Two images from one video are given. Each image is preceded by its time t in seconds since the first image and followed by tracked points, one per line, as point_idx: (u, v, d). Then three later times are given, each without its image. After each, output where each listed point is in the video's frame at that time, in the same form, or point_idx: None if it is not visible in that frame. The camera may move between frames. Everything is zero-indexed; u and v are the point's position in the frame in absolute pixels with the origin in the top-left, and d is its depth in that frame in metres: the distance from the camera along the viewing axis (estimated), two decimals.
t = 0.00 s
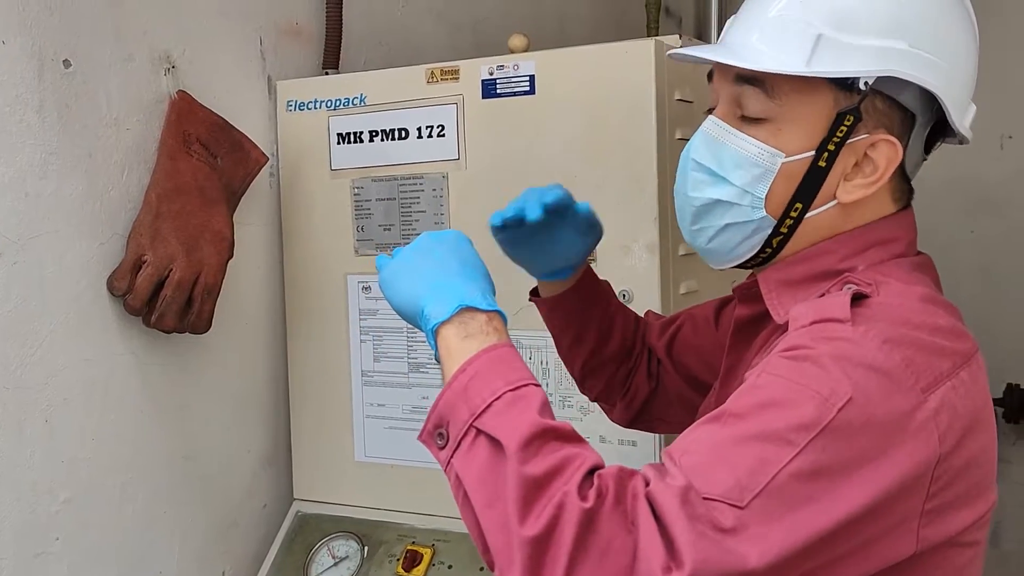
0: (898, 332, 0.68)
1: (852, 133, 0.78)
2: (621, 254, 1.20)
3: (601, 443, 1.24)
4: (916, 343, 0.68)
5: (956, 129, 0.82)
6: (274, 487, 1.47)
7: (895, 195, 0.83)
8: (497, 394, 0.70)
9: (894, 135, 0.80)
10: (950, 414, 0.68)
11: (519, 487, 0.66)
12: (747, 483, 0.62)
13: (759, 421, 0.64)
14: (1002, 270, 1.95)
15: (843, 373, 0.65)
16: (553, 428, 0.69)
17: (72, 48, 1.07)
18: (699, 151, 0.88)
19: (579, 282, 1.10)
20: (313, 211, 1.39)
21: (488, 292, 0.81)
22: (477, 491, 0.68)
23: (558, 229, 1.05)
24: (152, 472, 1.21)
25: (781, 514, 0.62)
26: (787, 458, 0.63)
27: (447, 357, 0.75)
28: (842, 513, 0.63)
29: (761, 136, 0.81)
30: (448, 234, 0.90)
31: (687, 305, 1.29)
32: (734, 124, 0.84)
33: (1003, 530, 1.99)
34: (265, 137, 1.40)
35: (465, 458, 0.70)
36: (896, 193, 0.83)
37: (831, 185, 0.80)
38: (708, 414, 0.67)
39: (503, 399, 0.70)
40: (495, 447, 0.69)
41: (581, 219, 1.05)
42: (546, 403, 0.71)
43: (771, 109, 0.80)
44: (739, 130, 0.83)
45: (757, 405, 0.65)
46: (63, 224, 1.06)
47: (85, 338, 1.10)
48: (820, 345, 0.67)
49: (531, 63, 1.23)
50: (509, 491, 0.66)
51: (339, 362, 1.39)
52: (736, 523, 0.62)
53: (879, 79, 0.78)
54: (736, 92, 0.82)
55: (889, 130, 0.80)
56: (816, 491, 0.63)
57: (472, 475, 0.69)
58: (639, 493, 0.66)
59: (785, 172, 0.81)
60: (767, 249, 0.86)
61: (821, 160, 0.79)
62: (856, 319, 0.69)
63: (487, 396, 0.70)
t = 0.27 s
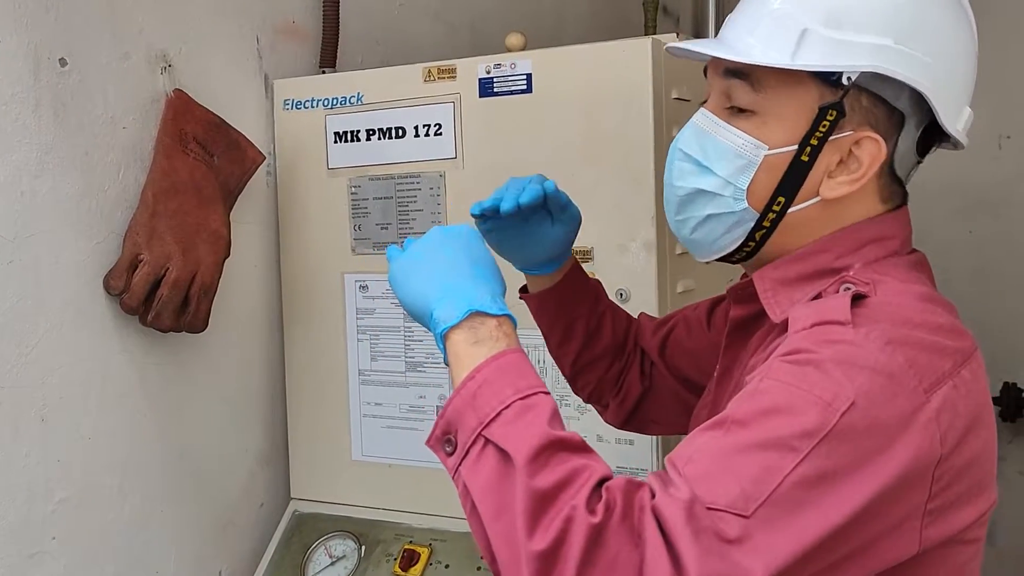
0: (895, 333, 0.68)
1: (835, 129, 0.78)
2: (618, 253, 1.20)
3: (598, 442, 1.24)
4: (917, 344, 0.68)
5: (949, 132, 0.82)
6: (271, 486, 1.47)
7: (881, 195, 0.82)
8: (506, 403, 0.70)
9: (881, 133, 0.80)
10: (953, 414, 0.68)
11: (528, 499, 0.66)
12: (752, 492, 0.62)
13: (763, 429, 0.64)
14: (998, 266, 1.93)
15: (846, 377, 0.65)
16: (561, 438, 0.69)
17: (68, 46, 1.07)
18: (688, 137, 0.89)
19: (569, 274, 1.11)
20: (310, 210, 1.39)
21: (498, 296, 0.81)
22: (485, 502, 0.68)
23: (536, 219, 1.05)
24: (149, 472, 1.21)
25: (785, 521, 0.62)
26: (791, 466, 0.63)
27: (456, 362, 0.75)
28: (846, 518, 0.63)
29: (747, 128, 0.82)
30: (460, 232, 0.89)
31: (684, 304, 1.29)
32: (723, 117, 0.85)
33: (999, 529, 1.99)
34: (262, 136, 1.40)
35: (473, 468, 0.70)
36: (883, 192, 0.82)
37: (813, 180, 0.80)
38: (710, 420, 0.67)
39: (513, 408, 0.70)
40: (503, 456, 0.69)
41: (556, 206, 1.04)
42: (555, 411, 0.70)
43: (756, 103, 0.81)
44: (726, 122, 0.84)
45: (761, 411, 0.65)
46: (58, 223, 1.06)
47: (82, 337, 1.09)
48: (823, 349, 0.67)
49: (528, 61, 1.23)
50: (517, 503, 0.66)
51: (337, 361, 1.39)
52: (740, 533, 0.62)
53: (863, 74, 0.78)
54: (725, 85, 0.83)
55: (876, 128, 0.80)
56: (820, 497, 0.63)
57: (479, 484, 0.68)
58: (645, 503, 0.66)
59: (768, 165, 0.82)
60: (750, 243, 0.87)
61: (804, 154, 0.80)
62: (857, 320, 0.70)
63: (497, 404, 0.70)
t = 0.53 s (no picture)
0: (894, 328, 0.68)
1: (864, 135, 0.78)
2: (616, 249, 1.20)
3: (597, 439, 1.24)
4: (915, 339, 0.68)
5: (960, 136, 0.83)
6: (269, 483, 1.46)
7: (892, 199, 0.83)
8: (512, 406, 0.70)
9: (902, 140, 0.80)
10: (950, 408, 0.68)
11: (534, 503, 0.66)
12: (755, 493, 0.62)
13: (764, 428, 0.64)
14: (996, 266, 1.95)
15: (845, 374, 0.65)
16: (567, 441, 0.68)
17: (64, 42, 1.06)
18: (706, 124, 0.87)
19: (564, 281, 1.12)
20: (307, 207, 1.38)
21: (502, 297, 0.80)
22: (490, 505, 0.68)
23: (521, 232, 1.08)
24: (146, 469, 1.21)
25: (790, 521, 0.62)
26: (794, 465, 0.62)
27: (461, 365, 0.75)
28: (849, 515, 0.63)
29: (772, 127, 0.81)
30: (466, 233, 0.88)
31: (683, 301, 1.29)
32: (746, 114, 0.83)
33: (997, 525, 1.99)
34: (259, 132, 1.40)
35: (478, 471, 0.70)
36: (894, 197, 0.83)
37: (836, 183, 0.80)
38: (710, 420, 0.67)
39: (517, 411, 0.69)
40: (508, 460, 0.69)
41: (539, 218, 1.07)
42: (560, 414, 0.70)
43: (785, 104, 0.80)
44: (748, 118, 0.83)
45: (761, 411, 0.65)
46: (55, 219, 1.06)
47: (78, 334, 1.09)
48: (822, 347, 0.67)
49: (525, 57, 1.22)
50: (523, 507, 0.66)
51: (334, 358, 1.39)
52: (744, 533, 0.62)
53: (895, 82, 0.78)
54: (749, 82, 0.81)
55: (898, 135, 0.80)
56: (823, 496, 0.63)
57: (484, 488, 0.68)
58: (651, 506, 0.66)
59: (792, 166, 0.81)
60: (762, 240, 0.87)
61: (830, 158, 0.79)
62: (855, 317, 0.69)
63: (501, 407, 0.70)
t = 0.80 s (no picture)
0: (892, 321, 0.68)
1: (868, 130, 0.78)
2: (614, 243, 1.20)
3: (594, 433, 1.24)
4: (914, 333, 0.68)
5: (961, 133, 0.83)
6: (266, 478, 1.46)
7: (892, 193, 0.83)
8: (516, 407, 0.69)
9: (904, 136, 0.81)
10: (949, 402, 0.68)
11: (541, 505, 0.65)
12: (761, 492, 0.62)
13: (767, 427, 0.64)
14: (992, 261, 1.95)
15: (848, 371, 0.65)
16: (572, 442, 0.68)
17: (60, 36, 1.06)
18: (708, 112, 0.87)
19: (549, 291, 1.12)
20: (305, 202, 1.38)
21: (502, 297, 0.80)
22: (497, 507, 0.67)
23: (498, 251, 1.08)
24: (144, 463, 1.21)
25: (795, 519, 0.63)
26: (798, 463, 0.63)
27: (462, 366, 0.74)
28: (852, 512, 0.63)
29: (776, 119, 0.81)
30: (463, 234, 0.88)
31: (680, 295, 1.29)
32: (750, 105, 0.83)
33: (993, 519, 2.00)
34: (256, 127, 1.39)
35: (482, 473, 0.69)
36: (894, 191, 0.83)
37: (837, 177, 0.80)
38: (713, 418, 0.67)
39: (522, 412, 0.69)
40: (513, 461, 0.68)
41: (512, 238, 1.06)
42: (565, 414, 0.70)
43: (792, 96, 0.79)
44: (752, 109, 0.83)
45: (764, 408, 0.65)
46: (52, 214, 1.06)
47: (75, 329, 1.09)
48: (823, 343, 0.67)
49: (523, 51, 1.22)
50: (529, 509, 0.66)
51: (332, 353, 1.39)
52: (750, 532, 0.62)
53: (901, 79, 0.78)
54: (755, 74, 0.81)
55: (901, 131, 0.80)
56: (827, 493, 0.63)
57: (489, 490, 0.68)
58: (656, 505, 0.66)
59: (796, 160, 0.81)
60: (761, 231, 0.87)
61: (832, 154, 0.79)
62: (854, 312, 0.70)
63: (506, 409, 0.69)
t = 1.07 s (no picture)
0: (884, 315, 0.69)
1: (855, 123, 0.79)
2: (611, 239, 1.20)
3: (591, 429, 1.25)
4: (905, 327, 0.68)
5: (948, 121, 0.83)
6: (264, 474, 1.46)
7: (883, 184, 0.83)
8: (507, 407, 0.69)
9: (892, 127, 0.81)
10: (941, 396, 0.68)
11: (533, 503, 0.65)
12: (752, 487, 0.63)
13: (757, 422, 0.64)
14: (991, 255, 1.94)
15: (839, 365, 0.65)
16: (563, 440, 0.68)
17: (57, 32, 1.06)
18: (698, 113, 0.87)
19: (547, 294, 1.12)
20: (301, 199, 1.38)
21: (493, 296, 0.80)
22: (489, 507, 0.67)
23: (494, 256, 1.09)
24: (141, 460, 1.21)
25: (786, 514, 0.63)
26: (789, 458, 0.63)
27: (454, 366, 0.74)
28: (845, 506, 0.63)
29: (762, 117, 0.81)
30: (454, 234, 0.87)
31: (677, 290, 1.29)
32: (736, 103, 0.83)
33: (990, 516, 2.00)
34: (253, 123, 1.39)
35: (474, 473, 0.69)
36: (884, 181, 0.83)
37: (826, 171, 0.80)
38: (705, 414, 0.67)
39: (513, 411, 0.69)
40: (505, 461, 0.68)
41: (507, 242, 1.07)
42: (556, 413, 0.70)
43: (776, 94, 0.80)
44: (739, 107, 0.83)
45: (755, 403, 0.65)
46: (48, 210, 1.06)
47: (72, 325, 1.09)
48: (814, 338, 0.67)
49: (520, 47, 1.22)
50: (521, 507, 0.66)
51: (329, 348, 1.39)
52: (742, 528, 0.62)
53: (885, 70, 0.79)
54: (740, 72, 0.81)
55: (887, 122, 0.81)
56: (818, 487, 0.63)
57: (482, 490, 0.68)
58: (649, 502, 0.66)
59: (784, 156, 0.81)
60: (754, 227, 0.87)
61: (822, 146, 0.79)
62: (845, 307, 0.70)
63: (497, 408, 0.70)
